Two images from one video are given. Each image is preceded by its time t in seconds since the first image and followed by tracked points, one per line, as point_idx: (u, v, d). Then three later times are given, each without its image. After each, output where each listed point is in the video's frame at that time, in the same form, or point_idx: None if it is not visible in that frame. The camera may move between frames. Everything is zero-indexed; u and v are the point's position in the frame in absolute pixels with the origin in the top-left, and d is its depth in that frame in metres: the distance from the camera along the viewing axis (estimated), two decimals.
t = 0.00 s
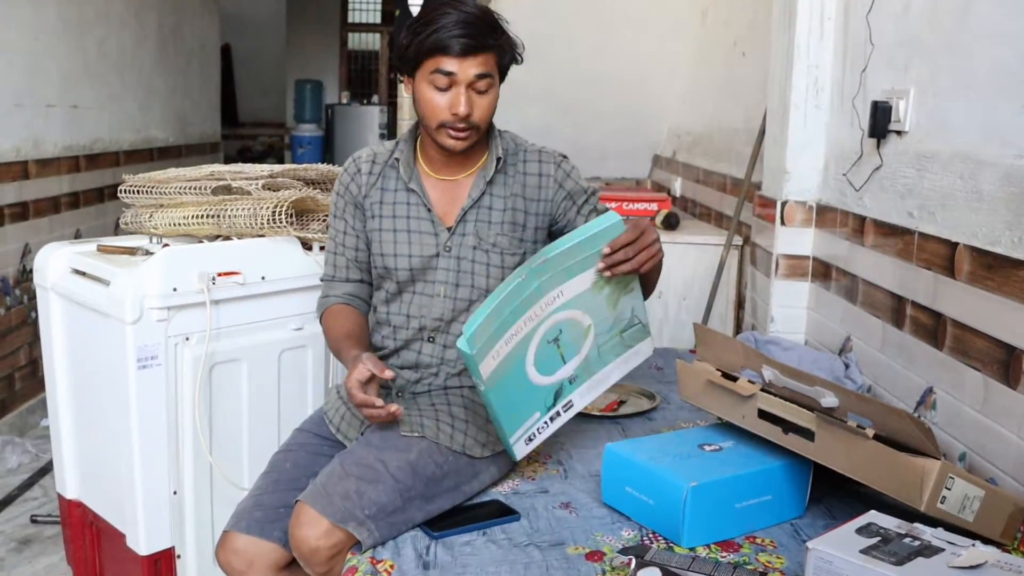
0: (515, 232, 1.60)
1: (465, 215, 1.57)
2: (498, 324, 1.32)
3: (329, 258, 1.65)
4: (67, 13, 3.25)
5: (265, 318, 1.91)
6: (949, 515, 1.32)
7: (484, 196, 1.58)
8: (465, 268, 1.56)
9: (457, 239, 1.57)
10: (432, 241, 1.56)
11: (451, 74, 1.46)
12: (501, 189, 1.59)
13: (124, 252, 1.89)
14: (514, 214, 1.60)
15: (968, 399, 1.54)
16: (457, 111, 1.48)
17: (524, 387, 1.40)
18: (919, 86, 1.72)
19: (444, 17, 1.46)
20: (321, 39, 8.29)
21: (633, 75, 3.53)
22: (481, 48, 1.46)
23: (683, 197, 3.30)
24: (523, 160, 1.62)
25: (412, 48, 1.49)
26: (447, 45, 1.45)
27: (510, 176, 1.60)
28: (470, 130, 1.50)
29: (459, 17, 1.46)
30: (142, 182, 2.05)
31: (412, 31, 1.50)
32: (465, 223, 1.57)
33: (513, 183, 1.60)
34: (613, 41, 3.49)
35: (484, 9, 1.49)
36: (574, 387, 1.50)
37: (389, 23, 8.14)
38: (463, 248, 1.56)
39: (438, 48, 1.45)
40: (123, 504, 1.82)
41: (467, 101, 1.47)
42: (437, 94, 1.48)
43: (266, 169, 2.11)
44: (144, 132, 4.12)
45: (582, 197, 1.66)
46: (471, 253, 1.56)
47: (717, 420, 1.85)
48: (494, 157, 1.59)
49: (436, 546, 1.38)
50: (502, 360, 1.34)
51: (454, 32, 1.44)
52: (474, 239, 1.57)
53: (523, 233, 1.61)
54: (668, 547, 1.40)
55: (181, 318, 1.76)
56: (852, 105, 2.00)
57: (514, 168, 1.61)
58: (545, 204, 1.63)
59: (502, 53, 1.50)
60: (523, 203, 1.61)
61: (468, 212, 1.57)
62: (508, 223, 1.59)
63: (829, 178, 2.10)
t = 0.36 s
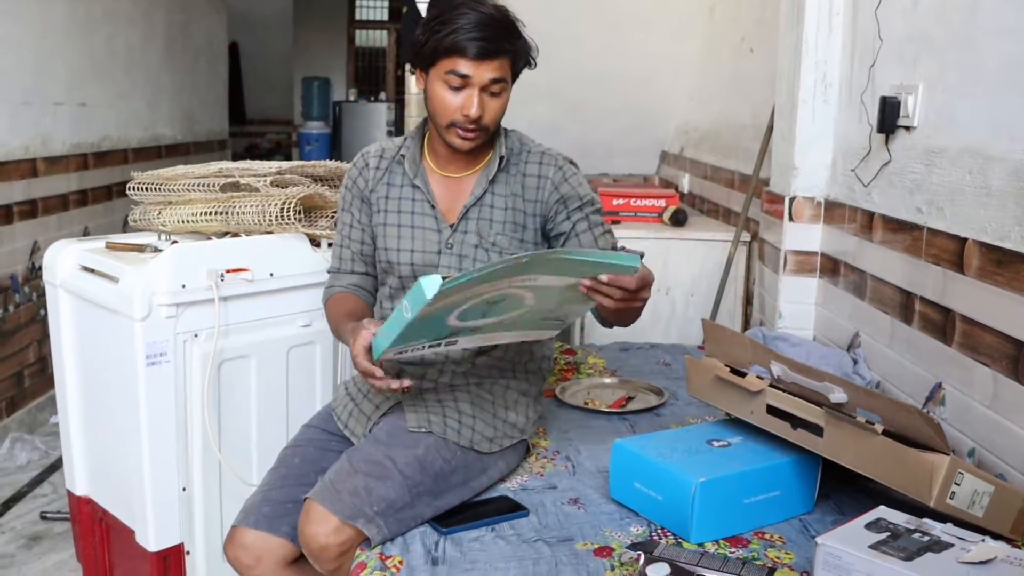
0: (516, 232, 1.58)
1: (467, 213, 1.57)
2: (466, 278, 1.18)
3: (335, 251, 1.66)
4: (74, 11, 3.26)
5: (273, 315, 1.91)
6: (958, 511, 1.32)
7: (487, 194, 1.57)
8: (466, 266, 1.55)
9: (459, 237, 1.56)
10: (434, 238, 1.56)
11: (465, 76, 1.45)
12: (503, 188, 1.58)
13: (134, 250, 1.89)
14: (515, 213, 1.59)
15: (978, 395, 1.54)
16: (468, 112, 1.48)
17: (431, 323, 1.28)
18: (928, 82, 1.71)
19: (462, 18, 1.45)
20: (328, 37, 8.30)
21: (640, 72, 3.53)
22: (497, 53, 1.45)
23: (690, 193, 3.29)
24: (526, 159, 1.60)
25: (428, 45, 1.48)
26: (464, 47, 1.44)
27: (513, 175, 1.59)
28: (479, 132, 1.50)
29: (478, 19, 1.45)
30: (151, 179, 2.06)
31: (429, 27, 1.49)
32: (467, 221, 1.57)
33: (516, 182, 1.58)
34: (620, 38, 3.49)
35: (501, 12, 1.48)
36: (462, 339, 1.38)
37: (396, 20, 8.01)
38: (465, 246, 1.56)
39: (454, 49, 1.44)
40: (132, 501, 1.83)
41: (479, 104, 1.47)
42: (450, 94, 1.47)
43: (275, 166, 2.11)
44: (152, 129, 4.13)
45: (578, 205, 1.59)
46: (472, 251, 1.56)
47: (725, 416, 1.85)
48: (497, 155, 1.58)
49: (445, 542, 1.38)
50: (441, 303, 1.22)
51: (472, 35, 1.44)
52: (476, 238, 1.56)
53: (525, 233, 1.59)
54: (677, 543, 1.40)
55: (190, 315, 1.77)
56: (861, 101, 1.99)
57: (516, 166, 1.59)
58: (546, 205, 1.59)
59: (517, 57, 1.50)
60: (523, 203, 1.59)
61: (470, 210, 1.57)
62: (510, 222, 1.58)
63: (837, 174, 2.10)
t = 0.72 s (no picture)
0: (526, 246, 1.56)
1: (478, 217, 1.55)
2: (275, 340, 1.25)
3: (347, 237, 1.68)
4: (78, 10, 3.26)
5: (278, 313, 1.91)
6: (964, 506, 1.32)
7: (499, 201, 1.55)
8: (474, 271, 1.55)
9: (468, 240, 1.55)
10: (443, 239, 1.56)
11: (482, 53, 1.47)
12: (516, 196, 1.56)
13: (139, 248, 1.89)
14: (527, 226, 1.56)
15: (982, 390, 1.54)
16: (480, 90, 1.48)
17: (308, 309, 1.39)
18: (932, 77, 1.71)
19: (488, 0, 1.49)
20: (331, 35, 8.31)
21: (644, 69, 3.53)
22: (516, 34, 1.47)
23: (694, 190, 3.29)
24: (543, 170, 1.57)
25: (450, 25, 1.51)
26: (484, 24, 1.47)
27: (527, 183, 1.56)
28: (491, 113, 1.50)
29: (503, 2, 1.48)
30: (155, 176, 2.05)
31: (456, 11, 1.53)
32: (477, 225, 1.55)
33: (529, 192, 1.56)
34: (624, 34, 3.49)
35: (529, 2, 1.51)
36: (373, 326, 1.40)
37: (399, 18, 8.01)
38: (473, 250, 1.55)
39: (473, 25, 1.47)
40: (138, 498, 1.83)
41: (491, 82, 1.48)
42: (466, 72, 1.49)
43: (280, 162, 2.10)
44: (156, 127, 4.13)
45: (578, 228, 1.54)
46: (480, 257, 1.55)
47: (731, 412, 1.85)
48: (513, 161, 1.55)
49: (451, 539, 1.38)
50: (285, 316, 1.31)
51: (494, 13, 1.46)
52: (484, 244, 1.55)
53: (534, 246, 1.57)
54: (682, 540, 1.40)
55: (195, 313, 1.77)
56: (865, 96, 1.99)
57: (532, 176, 1.57)
58: (556, 223, 1.55)
59: (539, 47, 1.51)
60: (536, 216, 1.56)
61: (482, 214, 1.55)
62: (520, 233, 1.55)
63: (842, 170, 2.10)
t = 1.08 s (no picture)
0: (530, 265, 1.55)
1: (490, 232, 1.55)
2: (209, 114, 1.23)
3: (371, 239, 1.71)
4: (85, 18, 3.27)
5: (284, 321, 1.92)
6: (972, 515, 1.31)
7: (512, 217, 1.55)
8: (483, 285, 1.55)
9: (480, 253, 1.55)
10: (456, 249, 1.56)
11: (483, 62, 1.49)
12: (528, 214, 1.55)
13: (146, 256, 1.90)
14: (536, 246, 1.55)
15: (990, 398, 1.53)
16: (477, 98, 1.49)
17: (267, 191, 1.29)
18: (937, 83, 1.71)
19: (499, 13, 1.51)
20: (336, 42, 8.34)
21: (649, 76, 3.54)
22: (518, 44, 1.48)
23: (699, 196, 3.29)
24: (557, 190, 1.56)
25: (465, 37, 1.55)
26: (488, 34, 1.49)
27: (540, 203, 1.56)
28: (487, 122, 1.51)
29: (510, 14, 1.49)
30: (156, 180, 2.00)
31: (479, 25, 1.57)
32: (489, 240, 1.55)
33: (542, 212, 1.55)
34: (630, 40, 3.50)
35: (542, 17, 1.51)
36: (253, 255, 1.27)
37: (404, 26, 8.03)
38: (484, 264, 1.55)
39: (480, 35, 1.50)
40: (144, 506, 1.83)
41: (487, 91, 1.49)
42: (468, 81, 1.51)
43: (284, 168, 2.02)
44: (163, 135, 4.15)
45: (565, 251, 1.52)
46: (489, 272, 1.55)
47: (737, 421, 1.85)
48: (528, 179, 1.55)
49: (458, 548, 1.38)
50: (241, 156, 1.26)
51: (497, 24, 1.49)
52: (494, 259, 1.55)
53: (538, 267, 1.55)
54: (690, 548, 1.40)
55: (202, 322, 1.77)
56: (870, 103, 1.99)
57: (547, 195, 1.56)
58: (559, 245, 1.53)
59: (544, 61, 1.51)
60: (546, 235, 1.55)
61: (494, 229, 1.55)
62: (528, 252, 1.55)
63: (847, 176, 2.09)
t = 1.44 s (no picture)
0: (539, 289, 1.54)
1: (509, 256, 1.56)
2: (259, 102, 1.45)
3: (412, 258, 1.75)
4: (109, 38, 3.32)
5: (306, 342, 1.93)
6: (997, 544, 1.30)
7: (530, 243, 1.56)
8: (502, 309, 1.56)
9: (500, 277, 1.56)
10: (479, 271, 1.58)
11: (481, 89, 1.51)
12: (546, 240, 1.55)
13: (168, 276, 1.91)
14: (553, 271, 1.55)
15: (1015, 424, 1.52)
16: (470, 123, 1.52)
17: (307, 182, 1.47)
18: (960, 107, 1.70)
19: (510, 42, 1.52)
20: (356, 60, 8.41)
21: (668, 96, 3.55)
22: (513, 71, 1.48)
23: (719, 217, 3.29)
24: (576, 218, 1.56)
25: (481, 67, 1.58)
26: (490, 61, 1.51)
27: (559, 229, 1.56)
28: (480, 147, 1.52)
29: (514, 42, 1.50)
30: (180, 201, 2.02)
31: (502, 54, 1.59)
32: (508, 264, 1.56)
33: (561, 238, 1.55)
34: (649, 61, 3.52)
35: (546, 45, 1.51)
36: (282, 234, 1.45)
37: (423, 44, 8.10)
38: (503, 288, 1.56)
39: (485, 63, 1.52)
40: (166, 526, 1.84)
41: (478, 116, 1.50)
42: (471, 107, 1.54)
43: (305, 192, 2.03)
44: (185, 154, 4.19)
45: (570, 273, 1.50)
46: (507, 296, 1.55)
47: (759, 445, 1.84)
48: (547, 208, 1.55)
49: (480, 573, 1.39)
50: (284, 146, 1.47)
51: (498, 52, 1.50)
52: (511, 283, 1.55)
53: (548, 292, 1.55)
54: (712, 574, 1.39)
55: (225, 342, 1.78)
56: (892, 125, 1.99)
57: (566, 222, 1.56)
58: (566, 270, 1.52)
59: (542, 89, 1.49)
60: (562, 261, 1.54)
61: (512, 254, 1.56)
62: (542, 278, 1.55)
63: (869, 199, 2.09)
